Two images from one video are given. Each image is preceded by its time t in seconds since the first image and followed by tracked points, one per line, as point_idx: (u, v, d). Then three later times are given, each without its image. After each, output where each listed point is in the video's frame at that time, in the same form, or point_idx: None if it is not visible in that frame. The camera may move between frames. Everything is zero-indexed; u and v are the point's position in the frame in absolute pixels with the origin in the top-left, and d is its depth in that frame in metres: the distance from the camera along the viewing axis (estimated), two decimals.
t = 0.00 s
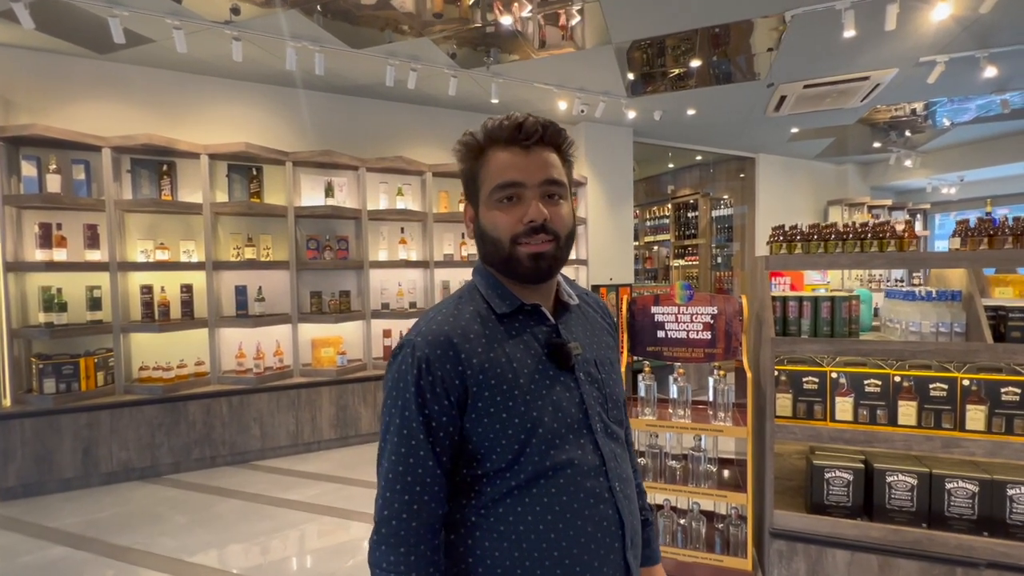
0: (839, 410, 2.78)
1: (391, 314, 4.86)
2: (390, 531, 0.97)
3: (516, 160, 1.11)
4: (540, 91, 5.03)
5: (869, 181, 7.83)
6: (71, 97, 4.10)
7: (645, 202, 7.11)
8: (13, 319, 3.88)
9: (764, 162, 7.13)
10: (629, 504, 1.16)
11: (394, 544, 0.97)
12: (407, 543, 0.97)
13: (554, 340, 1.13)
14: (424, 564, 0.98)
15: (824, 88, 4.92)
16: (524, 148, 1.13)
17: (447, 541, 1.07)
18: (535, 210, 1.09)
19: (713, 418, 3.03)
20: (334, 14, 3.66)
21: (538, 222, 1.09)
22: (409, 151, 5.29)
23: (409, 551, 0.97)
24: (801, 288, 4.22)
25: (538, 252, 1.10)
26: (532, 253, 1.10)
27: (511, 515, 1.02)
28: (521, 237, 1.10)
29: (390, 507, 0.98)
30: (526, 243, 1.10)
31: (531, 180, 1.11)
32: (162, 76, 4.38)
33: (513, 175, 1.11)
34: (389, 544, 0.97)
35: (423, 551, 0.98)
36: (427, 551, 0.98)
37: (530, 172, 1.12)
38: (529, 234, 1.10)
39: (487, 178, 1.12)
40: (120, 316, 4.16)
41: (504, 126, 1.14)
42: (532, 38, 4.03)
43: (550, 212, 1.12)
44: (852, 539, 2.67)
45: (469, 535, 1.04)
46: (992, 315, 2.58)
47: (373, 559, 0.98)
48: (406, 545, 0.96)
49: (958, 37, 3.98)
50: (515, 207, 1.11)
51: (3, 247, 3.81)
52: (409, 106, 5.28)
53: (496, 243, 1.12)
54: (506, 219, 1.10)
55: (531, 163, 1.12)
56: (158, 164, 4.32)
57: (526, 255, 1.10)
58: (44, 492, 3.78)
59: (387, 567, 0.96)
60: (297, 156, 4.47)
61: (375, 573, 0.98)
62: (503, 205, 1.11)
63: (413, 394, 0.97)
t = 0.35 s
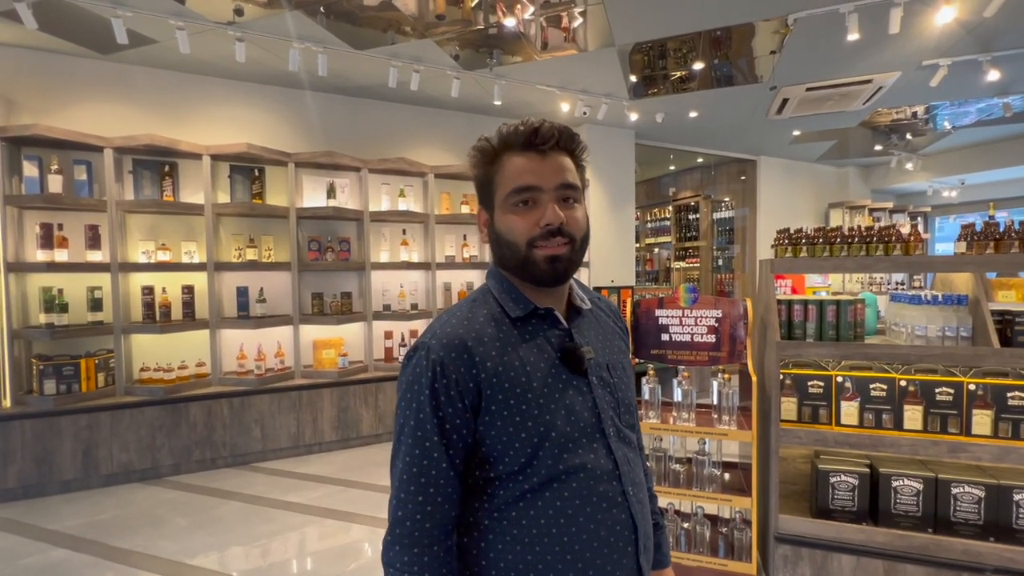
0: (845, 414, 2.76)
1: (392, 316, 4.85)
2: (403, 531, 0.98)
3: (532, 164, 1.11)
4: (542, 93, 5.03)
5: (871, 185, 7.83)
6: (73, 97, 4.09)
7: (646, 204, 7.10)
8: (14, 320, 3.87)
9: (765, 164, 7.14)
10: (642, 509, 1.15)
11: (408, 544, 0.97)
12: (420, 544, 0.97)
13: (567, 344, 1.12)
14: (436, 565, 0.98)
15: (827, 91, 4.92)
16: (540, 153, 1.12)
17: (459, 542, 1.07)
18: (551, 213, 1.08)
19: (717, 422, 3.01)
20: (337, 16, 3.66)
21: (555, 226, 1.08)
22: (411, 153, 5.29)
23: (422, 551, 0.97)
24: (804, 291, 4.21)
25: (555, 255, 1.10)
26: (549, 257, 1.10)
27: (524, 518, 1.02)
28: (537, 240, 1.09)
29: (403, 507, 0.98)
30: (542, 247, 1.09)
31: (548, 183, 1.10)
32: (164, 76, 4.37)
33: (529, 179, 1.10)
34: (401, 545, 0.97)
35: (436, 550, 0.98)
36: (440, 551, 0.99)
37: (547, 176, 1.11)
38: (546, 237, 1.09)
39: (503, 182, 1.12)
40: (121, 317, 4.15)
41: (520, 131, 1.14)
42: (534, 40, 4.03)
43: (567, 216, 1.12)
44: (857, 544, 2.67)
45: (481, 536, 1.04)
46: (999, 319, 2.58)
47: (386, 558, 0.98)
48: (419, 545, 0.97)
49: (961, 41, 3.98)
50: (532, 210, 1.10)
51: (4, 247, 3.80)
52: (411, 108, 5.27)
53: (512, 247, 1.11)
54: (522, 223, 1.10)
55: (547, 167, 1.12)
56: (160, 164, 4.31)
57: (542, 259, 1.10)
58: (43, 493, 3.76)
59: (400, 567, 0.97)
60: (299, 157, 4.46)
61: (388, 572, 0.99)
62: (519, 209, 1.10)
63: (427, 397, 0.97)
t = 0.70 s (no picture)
0: (850, 418, 2.75)
1: (399, 317, 4.88)
2: (398, 507, 1.00)
3: (543, 171, 1.12)
4: (549, 94, 5.04)
5: (882, 186, 7.75)
6: (88, 100, 4.17)
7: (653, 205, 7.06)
8: (29, 318, 3.95)
9: (774, 165, 7.09)
10: (629, 498, 1.15)
11: (402, 519, 0.99)
12: (413, 518, 0.99)
13: (558, 338, 1.13)
14: (429, 539, 1.00)
15: (836, 91, 4.88)
16: (552, 162, 1.14)
17: (453, 523, 1.09)
18: (555, 219, 1.09)
19: (721, 425, 3.00)
20: (346, 18, 3.69)
21: (558, 230, 1.10)
22: (418, 154, 5.32)
23: (414, 526, 0.99)
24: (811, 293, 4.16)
25: (554, 259, 1.10)
26: (548, 259, 1.10)
27: (513, 501, 1.03)
28: (539, 242, 1.10)
29: (399, 484, 1.00)
30: (543, 249, 1.10)
31: (556, 190, 1.11)
32: (175, 79, 4.43)
33: (539, 184, 1.11)
34: (395, 520, 1.00)
35: (429, 525, 1.00)
36: (432, 527, 1.01)
37: (556, 184, 1.12)
38: (548, 240, 1.10)
39: (514, 184, 1.13)
40: (133, 316, 4.21)
41: (536, 140, 1.16)
42: (542, 42, 4.04)
43: (570, 224, 1.13)
44: (862, 548, 2.65)
45: (473, 516, 1.06)
46: (1007, 323, 2.55)
47: (382, 532, 1.01)
48: (412, 520, 0.99)
49: (973, 41, 3.94)
50: (538, 213, 1.11)
51: (20, 247, 3.87)
52: (418, 109, 5.30)
53: (514, 244, 1.12)
54: (527, 224, 1.11)
55: (558, 176, 1.13)
56: (172, 166, 4.37)
57: (541, 260, 1.11)
58: (56, 489, 3.83)
59: (394, 541, 0.99)
60: (307, 158, 4.51)
61: (383, 547, 1.01)
62: (525, 210, 1.11)
63: (423, 383, 0.99)
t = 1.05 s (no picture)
0: (853, 423, 2.72)
1: (408, 318, 4.95)
2: (384, 483, 1.04)
3: (559, 190, 1.12)
4: (558, 97, 5.06)
5: (900, 186, 7.60)
6: (109, 106, 4.31)
7: (665, 206, 7.08)
8: (53, 317, 4.10)
9: (788, 166, 7.00)
10: (597, 491, 1.17)
11: (389, 494, 1.03)
12: (398, 494, 1.03)
13: (540, 339, 1.15)
14: (412, 514, 1.04)
15: (849, 91, 4.82)
16: (568, 185, 1.14)
17: (435, 505, 1.13)
18: (563, 239, 1.10)
19: (723, 428, 3.00)
20: (357, 24, 3.77)
21: (563, 249, 1.11)
22: (428, 157, 5.38)
23: (399, 500, 1.03)
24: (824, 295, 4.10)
25: (554, 275, 1.11)
26: (547, 274, 1.11)
27: (489, 488, 1.07)
28: (543, 255, 1.10)
29: (385, 464, 1.04)
30: (545, 263, 1.10)
31: (567, 211, 1.12)
32: (192, 85, 4.56)
33: (553, 203, 1.11)
34: (384, 495, 1.03)
35: (413, 501, 1.04)
36: (416, 503, 1.04)
37: (568, 206, 1.13)
38: (552, 255, 1.10)
39: (528, 196, 1.12)
40: (151, 316, 4.35)
41: (557, 161, 1.15)
42: (551, 45, 4.06)
43: (573, 245, 1.14)
44: (865, 555, 2.62)
45: (453, 499, 1.10)
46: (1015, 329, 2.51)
47: (371, 505, 1.05)
48: (397, 495, 1.03)
49: (991, 39, 3.86)
50: (546, 227, 1.11)
51: (45, 249, 4.03)
52: (429, 112, 5.36)
53: (518, 253, 1.11)
54: (534, 237, 1.10)
55: (570, 199, 1.14)
56: (189, 170, 4.49)
57: (541, 274, 1.11)
58: (77, 482, 3.97)
59: (382, 514, 1.03)
60: (319, 162, 4.60)
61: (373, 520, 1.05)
62: (534, 223, 1.11)
63: (409, 373, 1.03)
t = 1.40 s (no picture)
0: (859, 426, 2.67)
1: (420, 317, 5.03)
2: (369, 452, 1.12)
3: (514, 195, 1.14)
4: (570, 98, 5.08)
5: (928, 185, 7.36)
6: (136, 112, 4.50)
7: (683, 206, 6.92)
8: (84, 314, 4.30)
9: (808, 164, 6.87)
10: (562, 479, 1.19)
11: (373, 463, 1.11)
12: (381, 463, 1.10)
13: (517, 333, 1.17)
14: (394, 483, 1.11)
15: (869, 88, 4.71)
16: (525, 188, 1.16)
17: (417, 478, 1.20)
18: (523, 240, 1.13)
19: (727, 429, 2.98)
20: (372, 29, 3.86)
21: (526, 249, 1.13)
22: (441, 159, 5.46)
23: (381, 469, 1.10)
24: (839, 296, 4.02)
25: (522, 275, 1.14)
26: (516, 275, 1.14)
27: (461, 468, 1.12)
28: (508, 257, 1.13)
29: (370, 435, 1.12)
30: (513, 266, 1.14)
31: (526, 213, 1.14)
32: (214, 91, 4.72)
33: (510, 208, 1.14)
34: (370, 463, 1.10)
35: (393, 472, 1.11)
36: (396, 475, 1.11)
37: (527, 208, 1.14)
38: (516, 256, 1.13)
39: (488, 206, 1.16)
40: (174, 313, 4.52)
41: (512, 166, 1.17)
42: (564, 46, 4.08)
43: (539, 244, 1.16)
44: (870, 561, 2.58)
45: (430, 474, 1.16)
46: None
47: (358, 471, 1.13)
48: (379, 464, 1.10)
49: (1018, 32, 3.73)
50: (508, 232, 1.14)
51: (76, 249, 4.23)
52: (443, 115, 5.44)
53: (486, 261, 1.16)
54: (499, 243, 1.14)
55: (529, 201, 1.15)
56: (211, 172, 4.67)
57: (510, 276, 1.14)
58: (104, 472, 4.15)
59: (366, 479, 1.10)
60: (335, 164, 4.72)
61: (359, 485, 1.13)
62: (497, 229, 1.14)
63: (393, 356, 1.10)
